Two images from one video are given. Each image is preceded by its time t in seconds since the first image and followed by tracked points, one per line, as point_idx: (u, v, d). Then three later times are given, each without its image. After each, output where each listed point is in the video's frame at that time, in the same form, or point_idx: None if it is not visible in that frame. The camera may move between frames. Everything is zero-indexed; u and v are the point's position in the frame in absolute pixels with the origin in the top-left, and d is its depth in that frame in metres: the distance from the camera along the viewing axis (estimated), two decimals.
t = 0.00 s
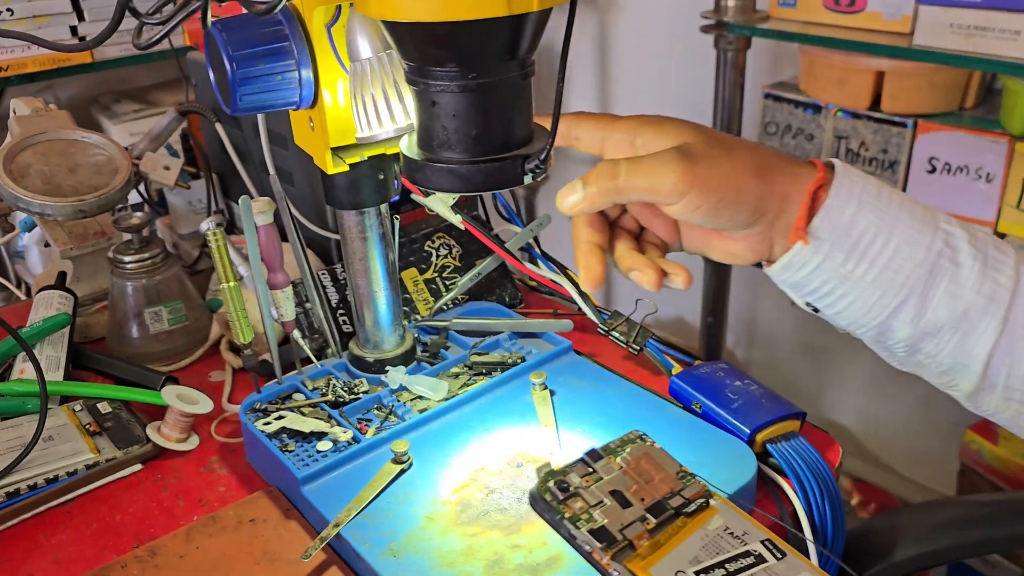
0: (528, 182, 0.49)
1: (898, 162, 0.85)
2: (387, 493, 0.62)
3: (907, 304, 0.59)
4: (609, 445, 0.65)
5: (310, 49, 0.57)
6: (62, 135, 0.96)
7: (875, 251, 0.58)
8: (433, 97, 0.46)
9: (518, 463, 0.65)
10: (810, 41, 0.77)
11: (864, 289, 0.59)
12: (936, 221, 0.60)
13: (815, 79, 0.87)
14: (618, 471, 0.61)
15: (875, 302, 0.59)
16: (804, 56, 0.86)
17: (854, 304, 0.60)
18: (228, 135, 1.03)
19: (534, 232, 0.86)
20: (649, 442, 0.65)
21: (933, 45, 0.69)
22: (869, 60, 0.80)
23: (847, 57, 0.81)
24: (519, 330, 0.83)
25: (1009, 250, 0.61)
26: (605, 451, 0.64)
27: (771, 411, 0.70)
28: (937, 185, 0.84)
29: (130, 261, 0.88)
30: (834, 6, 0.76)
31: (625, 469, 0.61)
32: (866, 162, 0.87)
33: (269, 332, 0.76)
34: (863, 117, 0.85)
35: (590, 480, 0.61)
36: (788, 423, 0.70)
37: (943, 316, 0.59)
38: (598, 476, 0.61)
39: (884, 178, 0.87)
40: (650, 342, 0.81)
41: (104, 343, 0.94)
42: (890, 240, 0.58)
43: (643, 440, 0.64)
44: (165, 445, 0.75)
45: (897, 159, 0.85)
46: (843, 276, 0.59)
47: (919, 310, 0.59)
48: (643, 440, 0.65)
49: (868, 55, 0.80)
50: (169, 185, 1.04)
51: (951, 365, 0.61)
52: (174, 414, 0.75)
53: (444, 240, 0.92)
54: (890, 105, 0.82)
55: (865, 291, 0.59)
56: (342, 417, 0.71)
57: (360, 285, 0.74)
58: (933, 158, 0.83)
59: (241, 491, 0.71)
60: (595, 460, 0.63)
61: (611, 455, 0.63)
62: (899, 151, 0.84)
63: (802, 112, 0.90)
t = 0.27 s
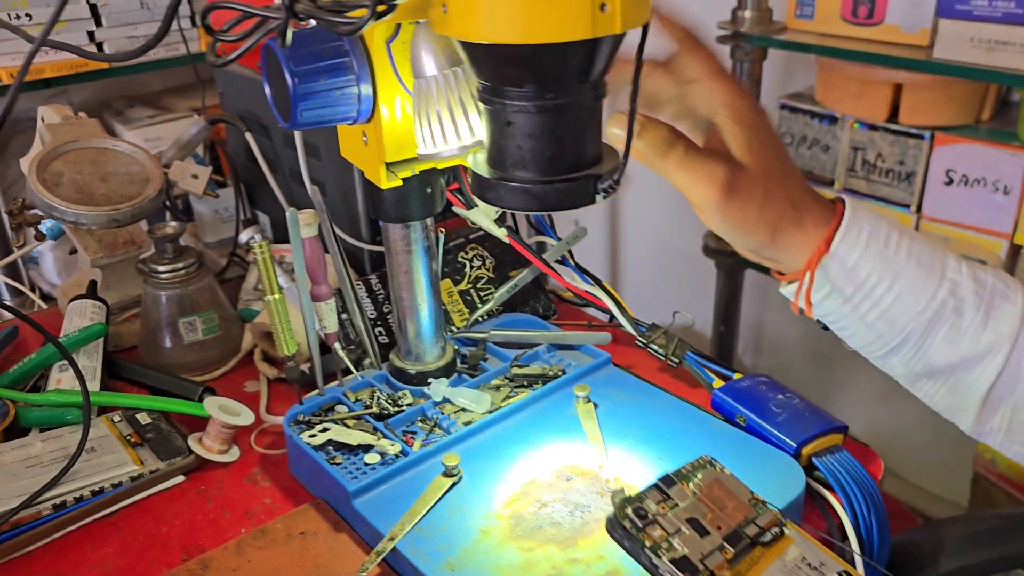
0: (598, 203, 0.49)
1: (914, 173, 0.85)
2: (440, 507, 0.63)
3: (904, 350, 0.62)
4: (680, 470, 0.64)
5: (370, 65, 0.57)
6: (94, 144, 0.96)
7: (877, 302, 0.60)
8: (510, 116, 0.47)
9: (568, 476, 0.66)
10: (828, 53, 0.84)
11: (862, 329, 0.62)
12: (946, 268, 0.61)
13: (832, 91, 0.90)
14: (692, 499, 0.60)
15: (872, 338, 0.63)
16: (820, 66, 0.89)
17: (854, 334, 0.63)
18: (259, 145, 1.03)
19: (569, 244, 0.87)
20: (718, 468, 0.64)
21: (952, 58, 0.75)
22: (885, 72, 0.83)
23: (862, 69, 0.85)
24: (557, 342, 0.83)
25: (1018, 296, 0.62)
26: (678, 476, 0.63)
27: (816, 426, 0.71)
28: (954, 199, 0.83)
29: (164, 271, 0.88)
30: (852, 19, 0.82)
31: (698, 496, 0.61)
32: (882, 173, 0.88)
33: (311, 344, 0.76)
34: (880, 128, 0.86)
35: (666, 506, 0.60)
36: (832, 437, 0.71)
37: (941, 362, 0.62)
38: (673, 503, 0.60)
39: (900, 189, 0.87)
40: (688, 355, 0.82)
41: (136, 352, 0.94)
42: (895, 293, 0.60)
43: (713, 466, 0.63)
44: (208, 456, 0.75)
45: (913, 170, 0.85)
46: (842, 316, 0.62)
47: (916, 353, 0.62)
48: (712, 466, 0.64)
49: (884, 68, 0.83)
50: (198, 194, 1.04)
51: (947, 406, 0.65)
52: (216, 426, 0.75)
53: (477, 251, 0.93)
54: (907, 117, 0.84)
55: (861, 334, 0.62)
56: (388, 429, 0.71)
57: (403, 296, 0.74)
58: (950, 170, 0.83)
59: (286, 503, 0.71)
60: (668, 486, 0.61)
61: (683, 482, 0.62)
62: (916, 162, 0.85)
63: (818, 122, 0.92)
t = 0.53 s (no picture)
0: (727, 233, 0.48)
1: (960, 200, 0.93)
2: (531, 541, 0.62)
3: (975, 344, 0.69)
4: (795, 527, 0.59)
5: (475, 85, 0.55)
6: (150, 157, 0.94)
7: (946, 303, 0.67)
8: (643, 143, 0.45)
9: (659, 509, 0.65)
10: (874, 78, 0.91)
11: (934, 326, 0.70)
12: (1013, 269, 0.68)
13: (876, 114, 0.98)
14: (813, 559, 0.56)
15: (944, 336, 0.70)
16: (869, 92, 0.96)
17: (927, 333, 0.71)
18: (314, 161, 1.02)
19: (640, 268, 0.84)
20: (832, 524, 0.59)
21: (1005, 84, 0.81)
22: (931, 98, 0.90)
23: (908, 94, 0.92)
24: (629, 369, 0.82)
25: None
26: (793, 536, 0.58)
27: (906, 459, 0.69)
28: (996, 225, 0.91)
29: (223, 288, 0.86)
30: (900, 44, 0.89)
31: (818, 556, 0.56)
32: (928, 199, 0.95)
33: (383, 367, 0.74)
34: (926, 154, 0.94)
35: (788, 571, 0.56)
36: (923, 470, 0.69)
37: (1009, 358, 0.69)
38: (794, 566, 0.56)
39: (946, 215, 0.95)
40: (765, 384, 0.80)
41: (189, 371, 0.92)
42: (968, 294, 0.67)
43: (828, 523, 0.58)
44: (275, 483, 0.73)
45: (959, 197, 0.93)
46: (917, 313, 0.69)
47: (987, 347, 0.70)
48: (826, 522, 0.59)
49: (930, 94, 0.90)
50: (250, 210, 1.03)
51: (1015, 398, 0.72)
52: (284, 451, 0.73)
53: (541, 274, 0.92)
54: (955, 144, 0.91)
55: (934, 329, 0.70)
56: (467, 458, 0.70)
57: (481, 320, 0.73)
58: (995, 198, 0.90)
59: (360, 534, 0.69)
60: (786, 548, 0.57)
61: (801, 542, 0.58)
62: (962, 189, 0.92)
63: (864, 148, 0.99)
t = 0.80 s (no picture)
0: (838, 254, 0.45)
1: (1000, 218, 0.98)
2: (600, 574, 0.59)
3: (906, 287, 0.86)
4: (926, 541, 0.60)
5: (558, 96, 0.53)
6: (188, 167, 0.91)
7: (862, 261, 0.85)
8: (754, 157, 0.42)
9: (731, 541, 0.62)
10: (911, 96, 0.97)
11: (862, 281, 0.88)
12: (919, 219, 0.83)
13: (913, 136, 1.03)
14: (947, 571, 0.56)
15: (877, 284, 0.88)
16: (907, 112, 1.01)
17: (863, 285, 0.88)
18: (354, 174, 1.00)
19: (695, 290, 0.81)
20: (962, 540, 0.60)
21: None
22: (971, 119, 0.95)
23: (949, 116, 0.96)
24: (686, 394, 0.79)
25: (985, 220, 0.82)
26: (925, 548, 0.59)
27: (985, 492, 0.66)
28: None
29: (263, 304, 0.83)
30: (939, 66, 0.94)
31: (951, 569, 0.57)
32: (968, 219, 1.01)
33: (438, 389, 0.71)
34: (964, 177, 0.99)
35: None
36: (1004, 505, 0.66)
37: (939, 290, 0.85)
38: None
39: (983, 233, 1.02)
40: (828, 410, 0.77)
41: (225, 388, 0.89)
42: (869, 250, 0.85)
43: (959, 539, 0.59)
44: (321, 507, 0.70)
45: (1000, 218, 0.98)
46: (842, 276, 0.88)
47: (919, 287, 0.86)
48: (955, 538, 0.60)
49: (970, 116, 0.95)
50: (286, 224, 1.01)
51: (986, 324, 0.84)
52: (331, 475, 0.70)
53: (590, 294, 0.89)
54: (997, 167, 0.96)
55: (863, 282, 0.87)
56: (526, 484, 0.67)
57: (540, 340, 0.70)
58: None
59: (414, 564, 0.65)
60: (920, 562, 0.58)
61: (935, 556, 0.58)
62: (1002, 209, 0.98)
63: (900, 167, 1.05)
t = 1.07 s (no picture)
0: (896, 257, 0.42)
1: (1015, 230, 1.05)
2: None
3: (928, 297, 0.83)
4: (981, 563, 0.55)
5: (596, 93, 0.51)
6: (197, 170, 0.89)
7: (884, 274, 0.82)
8: (814, 152, 0.40)
9: (767, 560, 0.60)
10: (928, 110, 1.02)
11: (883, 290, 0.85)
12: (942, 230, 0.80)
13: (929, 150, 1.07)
14: None
15: (899, 292, 0.84)
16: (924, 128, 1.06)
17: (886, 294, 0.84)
18: (367, 180, 0.98)
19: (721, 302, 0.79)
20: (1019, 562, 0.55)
21: None
22: (986, 136, 1.01)
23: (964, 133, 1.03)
24: (710, 407, 0.77)
25: (1010, 228, 0.80)
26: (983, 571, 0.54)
27: None
28: None
29: (273, 310, 0.81)
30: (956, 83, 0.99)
31: None
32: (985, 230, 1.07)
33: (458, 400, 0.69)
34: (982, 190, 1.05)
35: None
36: None
37: (965, 299, 0.82)
38: None
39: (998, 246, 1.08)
40: (857, 425, 0.76)
41: (232, 398, 0.86)
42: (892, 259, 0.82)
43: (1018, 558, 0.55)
44: (334, 521, 0.67)
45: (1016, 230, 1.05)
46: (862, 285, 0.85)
47: (942, 295, 0.83)
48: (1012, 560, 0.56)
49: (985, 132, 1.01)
50: (295, 230, 0.98)
51: (1013, 329, 0.82)
52: (345, 487, 0.67)
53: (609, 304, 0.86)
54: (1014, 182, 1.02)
55: (886, 292, 0.83)
56: (551, 499, 0.64)
57: (564, 349, 0.68)
58: None
59: None
60: None
61: None
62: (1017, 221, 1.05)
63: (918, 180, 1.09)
